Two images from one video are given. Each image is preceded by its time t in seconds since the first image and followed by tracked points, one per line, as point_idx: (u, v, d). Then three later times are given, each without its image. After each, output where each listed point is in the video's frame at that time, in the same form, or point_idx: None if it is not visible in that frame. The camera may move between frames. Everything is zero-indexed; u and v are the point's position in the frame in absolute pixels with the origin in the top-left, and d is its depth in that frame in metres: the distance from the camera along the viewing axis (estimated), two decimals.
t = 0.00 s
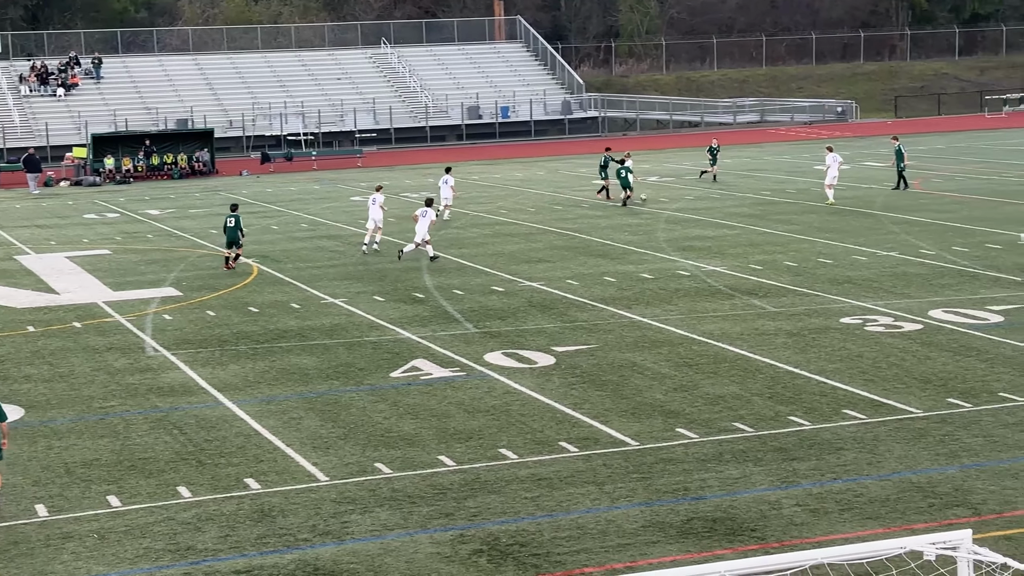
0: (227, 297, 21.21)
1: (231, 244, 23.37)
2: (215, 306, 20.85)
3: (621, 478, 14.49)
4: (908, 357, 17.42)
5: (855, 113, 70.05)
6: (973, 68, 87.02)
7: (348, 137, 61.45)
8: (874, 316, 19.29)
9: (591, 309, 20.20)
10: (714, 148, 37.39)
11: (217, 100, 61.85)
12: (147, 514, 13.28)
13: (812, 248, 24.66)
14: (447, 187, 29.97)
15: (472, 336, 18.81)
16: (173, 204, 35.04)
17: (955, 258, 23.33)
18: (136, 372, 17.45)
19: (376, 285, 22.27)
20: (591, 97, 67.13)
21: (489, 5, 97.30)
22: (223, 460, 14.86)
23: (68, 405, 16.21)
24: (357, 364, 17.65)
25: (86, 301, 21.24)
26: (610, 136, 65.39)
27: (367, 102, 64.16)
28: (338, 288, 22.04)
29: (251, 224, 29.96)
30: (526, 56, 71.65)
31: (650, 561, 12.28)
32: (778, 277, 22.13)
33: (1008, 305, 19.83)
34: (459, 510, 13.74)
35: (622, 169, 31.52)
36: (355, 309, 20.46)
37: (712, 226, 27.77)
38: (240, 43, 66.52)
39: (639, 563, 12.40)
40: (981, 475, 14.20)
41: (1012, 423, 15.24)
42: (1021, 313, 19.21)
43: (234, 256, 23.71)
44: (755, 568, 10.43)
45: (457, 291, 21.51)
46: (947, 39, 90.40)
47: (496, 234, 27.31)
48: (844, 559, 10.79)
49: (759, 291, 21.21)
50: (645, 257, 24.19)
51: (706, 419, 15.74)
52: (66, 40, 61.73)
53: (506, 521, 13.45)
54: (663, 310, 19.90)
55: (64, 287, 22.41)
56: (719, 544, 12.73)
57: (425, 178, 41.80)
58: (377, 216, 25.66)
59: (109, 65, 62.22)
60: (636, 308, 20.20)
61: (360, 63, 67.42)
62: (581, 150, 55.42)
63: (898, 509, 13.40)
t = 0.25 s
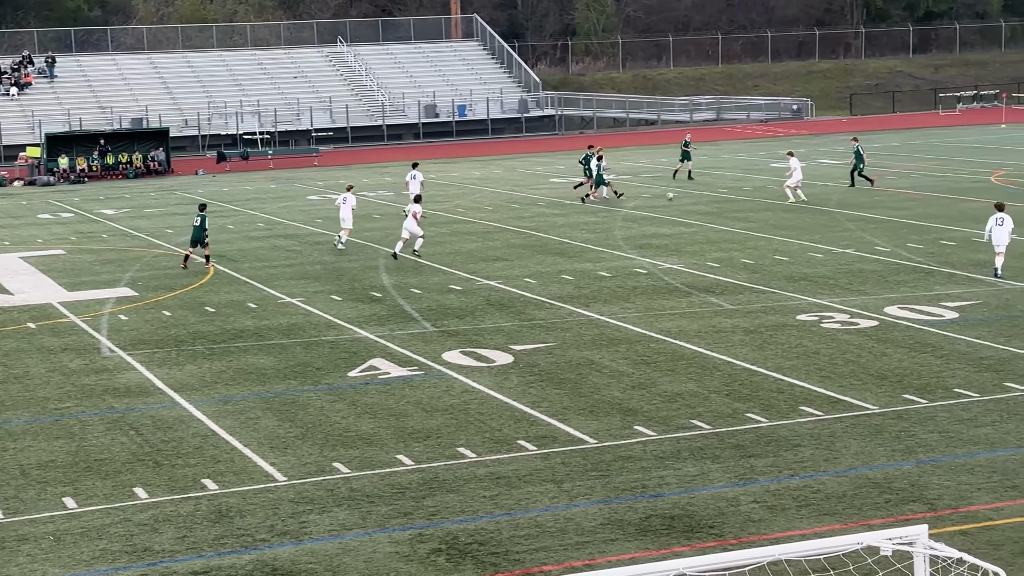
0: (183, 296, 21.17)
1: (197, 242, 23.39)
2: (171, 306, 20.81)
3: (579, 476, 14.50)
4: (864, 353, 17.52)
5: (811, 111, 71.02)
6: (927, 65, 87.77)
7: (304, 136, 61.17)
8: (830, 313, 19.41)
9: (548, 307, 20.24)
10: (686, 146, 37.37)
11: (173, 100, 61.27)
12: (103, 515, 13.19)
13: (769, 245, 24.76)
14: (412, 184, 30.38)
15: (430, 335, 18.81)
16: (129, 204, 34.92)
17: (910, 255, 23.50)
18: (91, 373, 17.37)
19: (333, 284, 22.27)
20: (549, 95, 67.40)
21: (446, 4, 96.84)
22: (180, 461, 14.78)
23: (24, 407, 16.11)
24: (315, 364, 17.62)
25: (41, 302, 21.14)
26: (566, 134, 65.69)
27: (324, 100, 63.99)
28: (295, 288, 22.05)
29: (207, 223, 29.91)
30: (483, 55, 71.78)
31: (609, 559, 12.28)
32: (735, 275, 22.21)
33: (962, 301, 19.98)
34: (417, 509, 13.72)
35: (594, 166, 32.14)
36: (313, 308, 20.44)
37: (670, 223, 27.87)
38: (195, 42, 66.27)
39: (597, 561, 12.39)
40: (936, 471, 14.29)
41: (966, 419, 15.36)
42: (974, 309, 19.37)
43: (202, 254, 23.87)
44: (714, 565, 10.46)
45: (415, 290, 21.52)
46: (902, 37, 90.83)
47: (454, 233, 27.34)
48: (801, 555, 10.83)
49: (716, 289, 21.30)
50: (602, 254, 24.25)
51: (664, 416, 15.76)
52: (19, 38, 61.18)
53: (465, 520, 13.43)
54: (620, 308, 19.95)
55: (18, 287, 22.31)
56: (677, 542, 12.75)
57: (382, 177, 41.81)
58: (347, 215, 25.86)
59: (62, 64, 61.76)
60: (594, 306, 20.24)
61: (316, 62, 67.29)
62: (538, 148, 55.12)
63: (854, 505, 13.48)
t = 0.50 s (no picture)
0: (141, 296, 21.11)
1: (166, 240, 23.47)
2: (129, 306, 20.75)
3: (539, 473, 14.52)
4: (822, 350, 17.62)
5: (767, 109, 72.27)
6: (883, 63, 88.65)
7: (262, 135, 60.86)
8: (788, 310, 19.51)
9: (508, 305, 20.26)
10: (662, 142, 37.26)
11: (130, 100, 60.66)
12: (61, 517, 13.11)
13: (727, 242, 24.86)
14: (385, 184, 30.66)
15: (389, 333, 18.80)
16: (85, 203, 34.77)
17: (866, 251, 23.67)
18: (48, 374, 17.28)
19: (292, 283, 22.24)
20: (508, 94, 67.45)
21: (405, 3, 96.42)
22: (139, 461, 14.71)
23: None
24: (274, 363, 17.60)
25: None
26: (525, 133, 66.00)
27: (281, 99, 63.72)
28: (253, 287, 22.02)
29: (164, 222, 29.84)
30: (441, 52, 71.76)
31: (569, 556, 12.29)
32: (695, 272, 22.29)
33: (918, 297, 20.14)
34: (378, 507, 13.70)
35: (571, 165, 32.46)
36: (272, 308, 20.41)
37: (628, 221, 27.99)
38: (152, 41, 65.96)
39: (558, 558, 12.40)
40: (894, 466, 14.38)
41: (923, 415, 15.46)
42: (931, 305, 19.53)
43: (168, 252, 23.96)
44: (674, 562, 10.47)
45: (374, 288, 21.51)
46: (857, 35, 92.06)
47: (413, 231, 27.37)
48: (761, 551, 10.87)
49: (675, 286, 21.40)
50: (561, 252, 24.32)
51: (624, 414, 15.80)
52: None
53: (425, 518, 13.43)
54: (580, 305, 20.00)
55: None
56: (638, 539, 12.78)
57: (340, 175, 41.84)
58: (322, 209, 26.12)
59: (17, 62, 61.30)
60: (553, 304, 20.28)
61: (274, 61, 67.07)
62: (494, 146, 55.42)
63: (813, 501, 13.54)
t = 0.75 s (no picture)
0: (99, 295, 21.03)
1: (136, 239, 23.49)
2: (87, 305, 20.68)
3: (500, 471, 14.52)
4: (782, 346, 17.69)
5: (726, 106, 72.28)
6: (840, 60, 88.99)
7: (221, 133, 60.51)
8: (747, 307, 19.59)
9: (468, 303, 20.27)
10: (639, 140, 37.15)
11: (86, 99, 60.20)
12: (19, 518, 13.02)
13: (686, 240, 24.95)
14: (361, 181, 30.64)
15: (349, 332, 18.78)
16: (42, 202, 34.62)
17: (824, 248, 23.78)
18: (6, 374, 17.19)
19: (251, 282, 22.21)
20: (467, 91, 67.44)
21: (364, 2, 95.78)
22: (97, 462, 14.63)
23: None
24: (234, 363, 17.57)
25: None
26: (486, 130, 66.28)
27: (240, 97, 63.41)
28: (211, 286, 21.97)
29: (122, 221, 29.75)
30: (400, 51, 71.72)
31: (530, 554, 12.28)
32: (655, 269, 22.34)
33: (878, 294, 20.25)
34: (338, 506, 13.67)
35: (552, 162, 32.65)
36: (231, 307, 20.37)
37: (587, 219, 28.06)
38: (108, 39, 65.53)
39: (519, 556, 12.38)
40: (853, 462, 14.43)
41: (882, 411, 15.54)
42: (889, 301, 19.64)
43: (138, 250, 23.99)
44: (634, 560, 10.46)
45: (333, 287, 21.49)
46: (815, 33, 92.22)
47: (374, 230, 27.38)
48: (722, 548, 10.88)
49: (635, 283, 21.45)
50: (521, 250, 24.35)
51: (584, 411, 15.81)
52: None
53: (386, 517, 13.40)
54: (540, 303, 20.03)
55: None
56: (598, 536, 12.80)
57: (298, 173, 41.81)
58: (299, 206, 26.39)
59: None
60: (513, 301, 20.30)
61: (233, 59, 66.77)
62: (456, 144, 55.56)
63: (772, 497, 13.58)
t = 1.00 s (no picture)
0: (59, 296, 20.95)
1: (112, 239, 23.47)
2: (46, 306, 20.61)
3: (463, 470, 14.51)
4: (744, 344, 17.76)
5: (687, 104, 72.24)
6: (801, 59, 89.07)
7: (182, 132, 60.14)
8: (709, 305, 19.66)
9: (431, 302, 20.28)
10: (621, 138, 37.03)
11: (46, 98, 59.45)
12: None
13: (648, 238, 25.02)
14: (342, 179, 30.68)
15: (311, 332, 18.77)
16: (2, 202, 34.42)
17: (785, 246, 23.88)
18: None
19: (213, 281, 22.18)
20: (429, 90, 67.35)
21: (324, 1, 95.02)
22: (58, 463, 14.56)
23: None
24: (196, 363, 17.54)
25: None
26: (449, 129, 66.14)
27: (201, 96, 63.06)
28: (173, 286, 21.93)
29: (83, 221, 29.63)
30: (362, 50, 71.60)
31: (493, 553, 12.28)
32: (617, 268, 22.39)
33: (839, 291, 20.36)
34: (301, 506, 13.64)
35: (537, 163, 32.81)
36: (193, 307, 20.33)
37: (550, 217, 28.12)
38: (67, 38, 65.03)
39: (483, 555, 12.38)
40: (815, 458, 14.48)
41: (844, 407, 15.61)
42: (850, 299, 19.75)
43: (116, 247, 24.03)
44: (598, 557, 10.44)
45: (296, 287, 21.48)
46: (775, 31, 92.25)
47: (338, 229, 27.38)
48: (685, 545, 10.90)
49: (598, 282, 21.50)
50: (483, 249, 24.38)
51: (547, 410, 15.83)
52: None
53: (349, 516, 13.37)
54: (503, 302, 20.06)
55: None
56: (562, 534, 12.80)
57: (259, 173, 41.73)
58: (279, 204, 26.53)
59: None
60: (476, 300, 20.32)
61: (193, 58, 66.42)
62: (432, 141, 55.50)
63: (735, 494, 13.62)
